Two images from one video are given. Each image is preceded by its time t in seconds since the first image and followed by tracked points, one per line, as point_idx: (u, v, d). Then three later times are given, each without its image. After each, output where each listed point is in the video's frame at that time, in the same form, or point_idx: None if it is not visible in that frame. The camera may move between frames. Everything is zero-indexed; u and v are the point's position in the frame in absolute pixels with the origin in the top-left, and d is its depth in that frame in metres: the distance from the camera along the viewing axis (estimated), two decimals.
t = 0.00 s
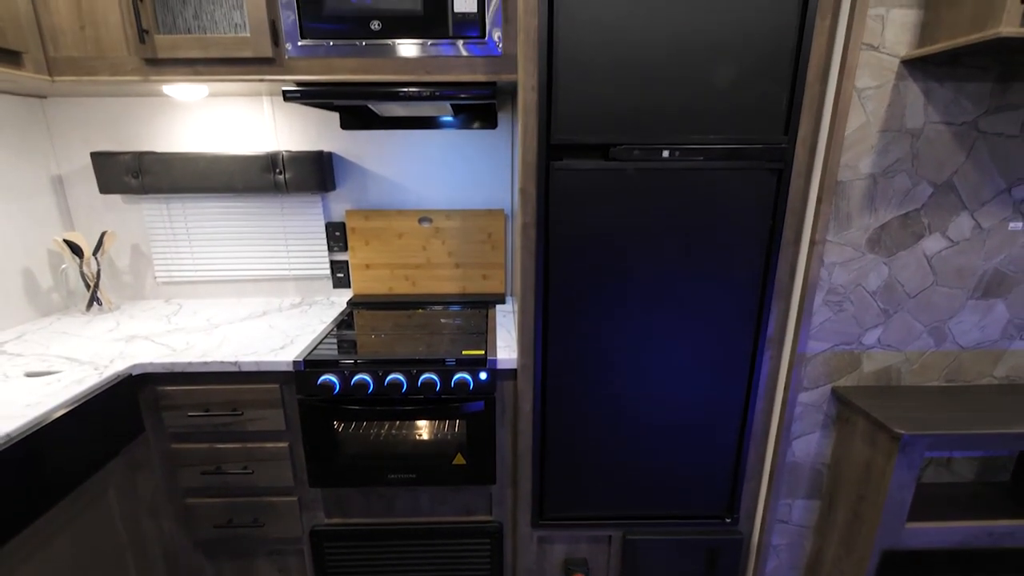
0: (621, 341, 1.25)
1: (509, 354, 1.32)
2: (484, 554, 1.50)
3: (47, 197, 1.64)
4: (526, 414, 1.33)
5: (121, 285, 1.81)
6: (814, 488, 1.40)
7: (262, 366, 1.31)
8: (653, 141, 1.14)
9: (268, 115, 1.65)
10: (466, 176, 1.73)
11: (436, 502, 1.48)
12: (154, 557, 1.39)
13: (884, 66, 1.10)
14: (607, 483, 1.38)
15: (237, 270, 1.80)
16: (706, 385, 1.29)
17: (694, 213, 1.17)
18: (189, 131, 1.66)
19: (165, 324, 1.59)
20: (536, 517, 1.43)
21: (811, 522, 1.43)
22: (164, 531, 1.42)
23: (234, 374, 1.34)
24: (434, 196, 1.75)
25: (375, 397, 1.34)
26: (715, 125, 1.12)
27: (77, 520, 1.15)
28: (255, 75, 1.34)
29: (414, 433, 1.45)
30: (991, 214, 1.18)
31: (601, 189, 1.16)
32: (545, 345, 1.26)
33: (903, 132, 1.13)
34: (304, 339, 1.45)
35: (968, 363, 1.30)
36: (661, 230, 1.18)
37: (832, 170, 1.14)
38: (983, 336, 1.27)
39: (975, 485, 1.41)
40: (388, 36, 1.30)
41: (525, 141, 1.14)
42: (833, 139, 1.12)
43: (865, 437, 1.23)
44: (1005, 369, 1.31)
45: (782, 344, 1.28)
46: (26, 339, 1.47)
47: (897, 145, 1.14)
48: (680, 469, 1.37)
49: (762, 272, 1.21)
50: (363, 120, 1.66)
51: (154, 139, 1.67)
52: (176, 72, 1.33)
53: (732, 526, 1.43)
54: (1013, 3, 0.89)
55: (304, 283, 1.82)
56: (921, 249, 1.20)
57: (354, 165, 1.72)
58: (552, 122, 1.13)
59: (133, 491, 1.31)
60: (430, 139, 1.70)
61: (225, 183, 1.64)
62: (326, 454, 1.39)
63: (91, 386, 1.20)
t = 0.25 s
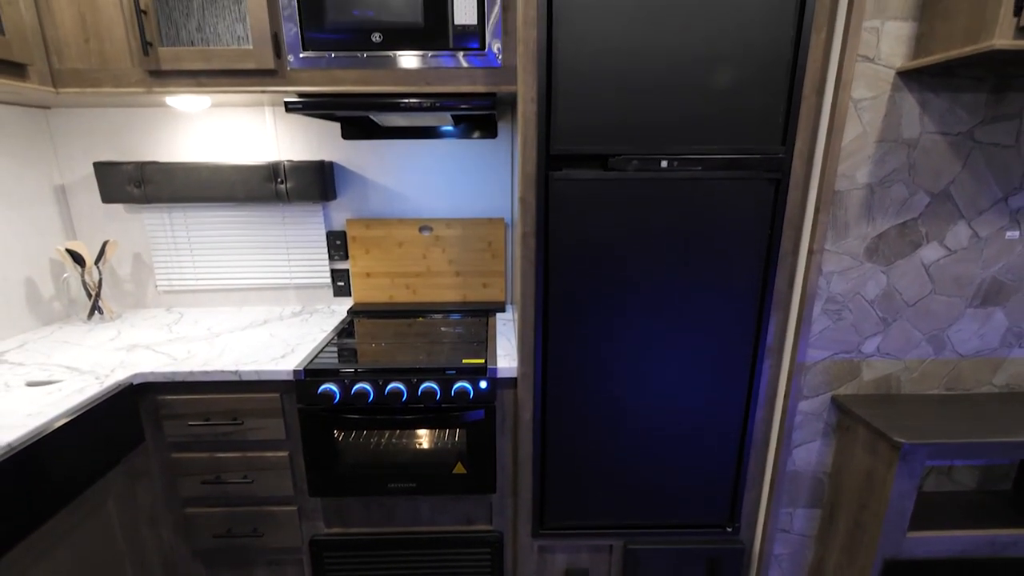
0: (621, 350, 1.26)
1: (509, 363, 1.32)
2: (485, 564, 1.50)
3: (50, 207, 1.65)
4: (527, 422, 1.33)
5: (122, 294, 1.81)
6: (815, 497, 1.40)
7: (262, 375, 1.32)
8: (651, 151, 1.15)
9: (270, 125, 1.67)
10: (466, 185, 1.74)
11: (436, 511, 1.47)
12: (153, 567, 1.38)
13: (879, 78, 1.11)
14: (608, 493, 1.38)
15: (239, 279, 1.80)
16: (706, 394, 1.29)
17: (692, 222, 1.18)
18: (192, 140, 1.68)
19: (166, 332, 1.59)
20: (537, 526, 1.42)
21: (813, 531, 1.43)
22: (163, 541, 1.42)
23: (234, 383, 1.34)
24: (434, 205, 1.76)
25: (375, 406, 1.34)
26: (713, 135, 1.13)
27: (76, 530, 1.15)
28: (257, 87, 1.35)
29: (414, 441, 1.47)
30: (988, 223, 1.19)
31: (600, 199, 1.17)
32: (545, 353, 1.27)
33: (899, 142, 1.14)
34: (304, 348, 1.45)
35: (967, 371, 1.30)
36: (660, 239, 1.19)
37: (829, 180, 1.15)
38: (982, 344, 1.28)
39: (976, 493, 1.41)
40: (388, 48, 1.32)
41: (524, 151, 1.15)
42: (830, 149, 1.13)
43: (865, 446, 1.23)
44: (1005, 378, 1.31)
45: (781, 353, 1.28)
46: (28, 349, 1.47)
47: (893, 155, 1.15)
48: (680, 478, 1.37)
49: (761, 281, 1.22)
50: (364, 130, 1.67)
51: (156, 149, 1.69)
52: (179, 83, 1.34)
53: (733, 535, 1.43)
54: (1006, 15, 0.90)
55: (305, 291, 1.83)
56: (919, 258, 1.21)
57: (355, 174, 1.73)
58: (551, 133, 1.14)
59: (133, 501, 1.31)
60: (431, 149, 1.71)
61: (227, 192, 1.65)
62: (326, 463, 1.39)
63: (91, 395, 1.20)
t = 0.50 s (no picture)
0: (621, 358, 1.26)
1: (509, 372, 1.32)
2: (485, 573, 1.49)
3: (52, 217, 1.66)
4: (527, 431, 1.33)
5: (124, 303, 1.82)
6: (816, 506, 1.39)
7: (263, 384, 1.32)
8: (650, 161, 1.15)
9: (272, 136, 1.68)
10: (466, 195, 1.75)
11: (436, 521, 1.47)
12: None
13: (875, 89, 1.12)
14: (608, 502, 1.37)
15: (239, 287, 1.81)
16: (706, 402, 1.29)
17: (691, 231, 1.19)
18: (194, 150, 1.69)
19: (167, 341, 1.59)
20: (537, 535, 1.42)
21: (814, 540, 1.43)
22: (162, 551, 1.42)
23: (234, 392, 1.34)
24: (434, 213, 1.77)
25: (375, 416, 1.34)
26: (711, 146, 1.14)
27: (75, 541, 1.15)
28: (259, 98, 1.36)
29: (415, 450, 1.46)
30: (985, 232, 1.20)
31: (599, 209, 1.17)
32: (545, 362, 1.27)
33: (896, 152, 1.15)
34: (305, 357, 1.46)
35: (966, 380, 1.30)
36: (659, 248, 1.20)
37: (827, 190, 1.15)
38: (981, 352, 1.28)
39: (978, 502, 1.40)
40: (389, 60, 1.33)
41: (524, 161, 1.16)
42: (827, 159, 1.14)
43: (866, 454, 1.23)
44: (1004, 386, 1.31)
45: (781, 361, 1.28)
46: (29, 358, 1.48)
47: (890, 165, 1.15)
48: (681, 487, 1.36)
49: (760, 289, 1.22)
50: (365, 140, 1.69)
51: (158, 159, 1.70)
52: (182, 95, 1.36)
53: (734, 544, 1.42)
54: (998, 31, 0.91)
55: (305, 299, 1.83)
56: (917, 266, 1.21)
57: (356, 183, 1.74)
58: (550, 143, 1.15)
59: (133, 510, 1.31)
60: (431, 158, 1.72)
61: (229, 202, 1.66)
62: (326, 472, 1.39)
63: (92, 405, 1.20)
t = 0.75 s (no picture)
0: (621, 367, 1.26)
1: (509, 381, 1.32)
2: None
3: (54, 226, 1.67)
4: (527, 440, 1.33)
5: (125, 312, 1.83)
6: (817, 515, 1.39)
7: (263, 394, 1.32)
8: (648, 171, 1.16)
9: (273, 146, 1.69)
10: (467, 204, 1.76)
11: (437, 530, 1.47)
12: None
13: (871, 100, 1.13)
14: (609, 511, 1.37)
15: (241, 296, 1.81)
16: (706, 411, 1.29)
17: (690, 241, 1.19)
18: (196, 161, 1.70)
19: (168, 350, 1.60)
20: (538, 545, 1.41)
21: (816, 549, 1.42)
22: (161, 562, 1.41)
23: (235, 401, 1.34)
24: (435, 222, 1.78)
25: (375, 425, 1.34)
26: (709, 156, 1.15)
27: (74, 552, 1.14)
28: (261, 109, 1.38)
29: (416, 459, 1.45)
30: (982, 241, 1.20)
31: (599, 219, 1.18)
32: (545, 371, 1.27)
33: (892, 162, 1.16)
34: (305, 366, 1.46)
35: (966, 388, 1.30)
36: (658, 258, 1.20)
37: (824, 199, 1.16)
38: (980, 361, 1.28)
39: (979, 511, 1.40)
40: (390, 72, 1.35)
41: (523, 172, 1.17)
42: (824, 169, 1.15)
43: (866, 463, 1.23)
44: (1004, 394, 1.31)
45: (781, 370, 1.29)
46: (29, 367, 1.48)
47: (887, 175, 1.16)
48: (682, 497, 1.36)
49: (759, 298, 1.23)
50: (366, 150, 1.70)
51: (161, 169, 1.71)
52: (185, 106, 1.37)
53: (735, 554, 1.41)
54: (992, 40, 0.93)
55: (306, 308, 1.84)
56: (915, 275, 1.22)
57: (357, 193, 1.75)
58: (549, 154, 1.16)
59: (132, 520, 1.31)
60: (432, 167, 1.73)
61: (230, 211, 1.67)
62: (326, 482, 1.38)
63: (92, 415, 1.20)
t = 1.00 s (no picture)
0: (621, 376, 1.26)
1: (510, 390, 1.33)
2: None
3: (57, 235, 1.68)
4: (527, 449, 1.33)
5: (126, 320, 1.83)
6: (819, 524, 1.39)
7: (263, 403, 1.32)
8: (647, 181, 1.17)
9: (275, 156, 1.71)
10: (467, 213, 1.77)
11: (437, 540, 1.46)
12: None
13: (867, 110, 1.14)
14: (610, 521, 1.37)
15: (241, 305, 1.82)
16: (706, 420, 1.29)
17: (689, 250, 1.20)
18: (198, 170, 1.71)
19: (169, 359, 1.60)
20: (538, 555, 1.41)
21: (817, 559, 1.41)
22: (160, 572, 1.40)
23: (235, 411, 1.34)
24: (435, 231, 1.78)
25: (375, 434, 1.34)
26: (707, 166, 1.16)
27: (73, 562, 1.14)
28: (263, 120, 1.39)
29: (416, 468, 1.45)
30: (980, 250, 1.21)
31: (598, 228, 1.19)
32: (545, 380, 1.27)
33: (889, 172, 1.17)
34: (306, 375, 1.46)
35: (966, 396, 1.30)
36: (657, 267, 1.21)
37: (822, 209, 1.17)
38: (980, 369, 1.28)
39: (982, 520, 1.39)
40: (392, 83, 1.36)
41: (523, 181, 1.18)
42: (822, 179, 1.15)
43: (867, 472, 1.23)
44: (1004, 402, 1.31)
45: (780, 379, 1.29)
46: (30, 376, 1.48)
47: (884, 184, 1.17)
48: (682, 506, 1.36)
49: (758, 307, 1.23)
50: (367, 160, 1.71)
51: (163, 178, 1.72)
52: (188, 117, 1.38)
53: (737, 564, 1.41)
54: (985, 53, 0.94)
55: (307, 317, 1.84)
56: (914, 284, 1.22)
57: (358, 202, 1.76)
58: (549, 164, 1.17)
59: (131, 530, 1.31)
60: (432, 177, 1.74)
61: (232, 221, 1.68)
62: (326, 491, 1.38)
63: (93, 424, 1.20)
